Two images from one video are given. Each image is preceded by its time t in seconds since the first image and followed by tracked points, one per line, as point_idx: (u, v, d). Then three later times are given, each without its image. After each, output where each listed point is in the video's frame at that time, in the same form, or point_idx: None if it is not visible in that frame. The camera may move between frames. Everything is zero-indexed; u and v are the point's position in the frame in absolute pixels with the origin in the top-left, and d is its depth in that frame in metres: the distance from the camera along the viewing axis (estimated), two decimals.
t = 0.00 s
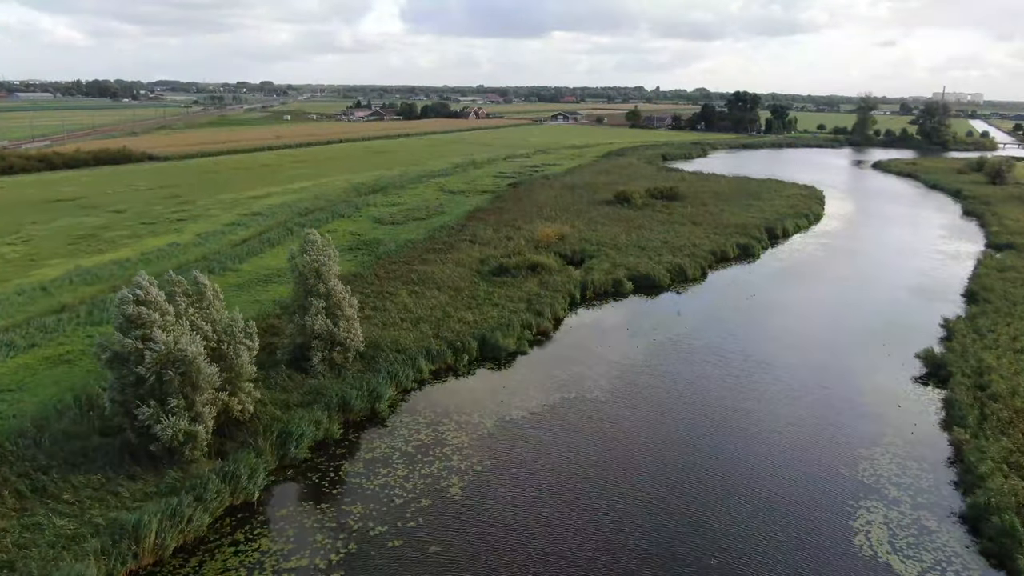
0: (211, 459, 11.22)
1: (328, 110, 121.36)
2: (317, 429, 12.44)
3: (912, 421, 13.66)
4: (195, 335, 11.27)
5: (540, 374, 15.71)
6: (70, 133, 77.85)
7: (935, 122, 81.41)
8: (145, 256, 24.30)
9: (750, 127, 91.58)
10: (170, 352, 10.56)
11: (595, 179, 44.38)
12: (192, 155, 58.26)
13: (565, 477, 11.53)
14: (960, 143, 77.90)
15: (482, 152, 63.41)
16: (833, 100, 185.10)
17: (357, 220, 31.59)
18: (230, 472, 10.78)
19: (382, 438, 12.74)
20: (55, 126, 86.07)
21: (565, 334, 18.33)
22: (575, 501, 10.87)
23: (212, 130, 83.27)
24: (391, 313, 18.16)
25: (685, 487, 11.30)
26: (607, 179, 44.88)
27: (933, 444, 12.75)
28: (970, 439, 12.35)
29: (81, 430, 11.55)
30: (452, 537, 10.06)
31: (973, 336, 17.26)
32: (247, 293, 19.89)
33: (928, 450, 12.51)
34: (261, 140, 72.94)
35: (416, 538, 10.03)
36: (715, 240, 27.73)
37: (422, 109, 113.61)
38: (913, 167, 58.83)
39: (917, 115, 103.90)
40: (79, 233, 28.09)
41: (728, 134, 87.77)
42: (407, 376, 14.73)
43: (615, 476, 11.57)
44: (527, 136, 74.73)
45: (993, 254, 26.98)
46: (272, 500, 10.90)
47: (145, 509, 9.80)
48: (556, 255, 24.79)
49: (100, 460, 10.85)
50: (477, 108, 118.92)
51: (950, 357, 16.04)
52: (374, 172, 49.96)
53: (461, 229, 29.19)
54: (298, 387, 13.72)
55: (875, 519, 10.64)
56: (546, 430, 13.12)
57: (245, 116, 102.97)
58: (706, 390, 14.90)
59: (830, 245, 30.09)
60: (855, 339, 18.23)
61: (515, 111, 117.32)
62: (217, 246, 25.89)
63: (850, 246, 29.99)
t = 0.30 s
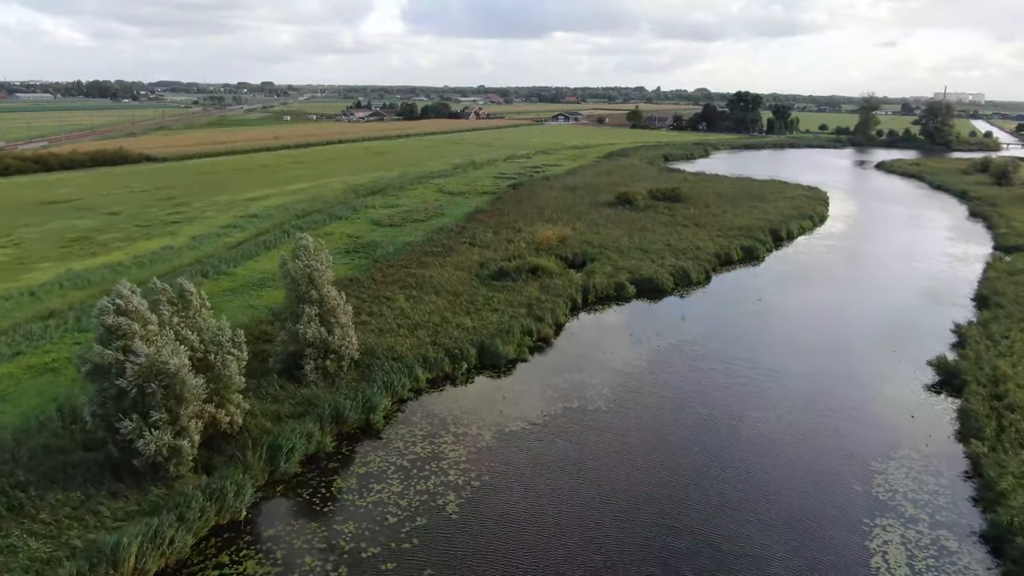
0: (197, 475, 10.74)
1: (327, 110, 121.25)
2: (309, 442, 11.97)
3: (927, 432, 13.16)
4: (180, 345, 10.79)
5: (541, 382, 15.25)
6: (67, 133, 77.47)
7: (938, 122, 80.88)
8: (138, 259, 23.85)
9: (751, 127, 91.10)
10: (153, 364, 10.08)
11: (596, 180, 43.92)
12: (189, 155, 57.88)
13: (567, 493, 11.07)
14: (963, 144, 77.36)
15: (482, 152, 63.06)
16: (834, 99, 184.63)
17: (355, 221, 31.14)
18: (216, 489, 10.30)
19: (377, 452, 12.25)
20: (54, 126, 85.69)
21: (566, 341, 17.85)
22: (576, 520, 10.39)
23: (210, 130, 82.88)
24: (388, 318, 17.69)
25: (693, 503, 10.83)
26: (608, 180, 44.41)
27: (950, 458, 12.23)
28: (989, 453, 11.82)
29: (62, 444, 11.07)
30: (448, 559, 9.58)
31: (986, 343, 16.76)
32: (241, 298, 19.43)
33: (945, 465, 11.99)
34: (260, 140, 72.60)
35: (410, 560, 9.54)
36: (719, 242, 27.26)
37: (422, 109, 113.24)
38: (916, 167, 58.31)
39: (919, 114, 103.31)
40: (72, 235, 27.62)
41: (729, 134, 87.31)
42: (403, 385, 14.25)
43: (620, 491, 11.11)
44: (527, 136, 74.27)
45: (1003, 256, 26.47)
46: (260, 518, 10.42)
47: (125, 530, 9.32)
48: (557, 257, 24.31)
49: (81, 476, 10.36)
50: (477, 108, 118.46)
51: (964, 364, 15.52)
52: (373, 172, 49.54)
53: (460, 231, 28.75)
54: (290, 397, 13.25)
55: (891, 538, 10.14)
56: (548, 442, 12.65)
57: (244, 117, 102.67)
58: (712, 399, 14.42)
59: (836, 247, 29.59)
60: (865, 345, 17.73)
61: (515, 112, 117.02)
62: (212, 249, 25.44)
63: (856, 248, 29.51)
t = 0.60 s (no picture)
0: (179, 494, 10.24)
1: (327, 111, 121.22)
2: (297, 458, 11.44)
3: (943, 446, 12.63)
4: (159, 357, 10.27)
5: (539, 391, 14.73)
6: (64, 134, 77.17)
7: (940, 122, 80.35)
8: (129, 263, 23.33)
9: (752, 127, 90.64)
10: (131, 379, 9.57)
11: (597, 181, 43.51)
12: (186, 156, 57.40)
13: (567, 512, 10.53)
14: (965, 145, 76.84)
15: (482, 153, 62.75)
16: (834, 99, 184.26)
17: (352, 224, 30.66)
18: (198, 510, 9.76)
19: (369, 468, 11.72)
20: (51, 127, 85.29)
21: (566, 348, 17.32)
22: (577, 543, 9.85)
23: (208, 131, 82.42)
24: (382, 325, 17.18)
25: (700, 525, 10.28)
26: (609, 181, 43.96)
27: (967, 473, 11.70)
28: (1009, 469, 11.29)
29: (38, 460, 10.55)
30: None
31: (999, 350, 16.20)
32: (232, 305, 18.92)
33: (963, 481, 11.46)
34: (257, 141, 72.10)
35: None
36: (722, 245, 26.79)
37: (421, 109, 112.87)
38: (919, 168, 57.74)
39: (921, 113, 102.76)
40: (62, 238, 27.09)
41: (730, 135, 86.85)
42: (397, 397, 13.71)
43: (622, 511, 10.57)
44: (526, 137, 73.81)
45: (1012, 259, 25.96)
46: (244, 541, 9.91)
47: (99, 556, 8.80)
48: (556, 261, 23.81)
49: (55, 496, 9.84)
50: (476, 108, 118.01)
51: (977, 373, 14.99)
52: (371, 173, 49.06)
53: (459, 233, 28.27)
54: (279, 409, 12.73)
55: (910, 562, 9.61)
56: (548, 457, 12.12)
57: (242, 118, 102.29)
58: (717, 409, 13.88)
59: (840, 249, 29.08)
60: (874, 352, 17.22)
61: (515, 112, 116.90)
62: (205, 253, 24.95)
63: (861, 251, 29.04)
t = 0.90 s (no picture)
0: (157, 518, 9.66)
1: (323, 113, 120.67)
2: (282, 477, 10.88)
3: (959, 461, 12.09)
4: (133, 373, 9.69)
5: (536, 402, 14.21)
6: (57, 135, 76.44)
7: (940, 123, 79.94)
8: (115, 268, 22.73)
9: (750, 128, 90.27)
10: (101, 398, 9.01)
11: (595, 183, 42.99)
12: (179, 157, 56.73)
13: (565, 535, 10.00)
14: (964, 146, 76.42)
15: (479, 154, 62.24)
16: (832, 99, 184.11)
17: (346, 227, 30.08)
18: (174, 536, 9.19)
19: (358, 487, 11.16)
20: (44, 128, 84.62)
21: (564, 357, 16.77)
22: (577, 569, 9.33)
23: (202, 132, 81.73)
24: (374, 333, 16.63)
25: (707, 549, 9.76)
26: (606, 182, 43.44)
27: (986, 491, 11.17)
28: None
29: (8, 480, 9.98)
30: None
31: (1011, 358, 15.68)
32: (220, 312, 18.37)
33: (981, 500, 10.93)
34: (251, 142, 71.38)
35: None
36: (724, 248, 26.31)
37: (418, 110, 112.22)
38: (919, 169, 57.24)
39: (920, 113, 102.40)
40: (48, 242, 26.49)
41: (727, 135, 86.44)
42: (389, 409, 13.17)
43: (625, 533, 10.05)
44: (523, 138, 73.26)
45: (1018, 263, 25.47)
46: (224, 569, 9.34)
47: None
48: (554, 265, 23.27)
49: (24, 521, 9.29)
50: (473, 109, 117.43)
51: (990, 382, 14.46)
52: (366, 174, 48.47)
53: (456, 236, 27.75)
54: (265, 424, 12.18)
55: None
56: (545, 473, 11.59)
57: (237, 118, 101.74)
58: (721, 420, 13.38)
59: (843, 252, 28.57)
60: (883, 359, 16.66)
61: (512, 113, 116.47)
62: (195, 257, 24.34)
63: (863, 254, 28.55)
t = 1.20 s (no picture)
0: (130, 546, 9.06)
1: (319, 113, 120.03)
2: (264, 499, 10.30)
3: (976, 479, 11.55)
4: (103, 392, 9.10)
5: (534, 416, 13.65)
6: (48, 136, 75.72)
7: (939, 123, 79.60)
8: (101, 273, 22.13)
9: (749, 129, 89.90)
10: (67, 421, 8.42)
11: (593, 184, 42.48)
12: (171, 159, 56.08)
13: (564, 562, 9.45)
14: (964, 146, 76.02)
15: (476, 155, 61.75)
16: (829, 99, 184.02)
17: (339, 230, 29.51)
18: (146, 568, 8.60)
19: (345, 510, 10.58)
20: (37, 129, 83.79)
21: (562, 367, 16.19)
22: None
23: (196, 133, 81.02)
24: (366, 343, 16.04)
25: None
26: (604, 184, 42.93)
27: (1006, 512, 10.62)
28: None
29: None
30: None
31: None
32: (206, 320, 17.79)
33: (1002, 522, 10.38)
34: (246, 143, 70.72)
35: None
36: (724, 252, 25.77)
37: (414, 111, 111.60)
38: (919, 170, 56.75)
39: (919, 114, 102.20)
40: (33, 247, 25.82)
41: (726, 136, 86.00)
42: (379, 425, 12.58)
43: (626, 559, 9.52)
44: (520, 139, 72.75)
45: None
46: None
47: None
48: (550, 270, 22.70)
49: None
50: (470, 109, 116.84)
51: (1005, 394, 13.93)
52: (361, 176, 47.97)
53: (451, 239, 27.18)
54: (248, 442, 11.60)
55: None
56: (543, 493, 11.04)
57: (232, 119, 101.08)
58: (726, 435, 12.84)
59: (846, 256, 28.08)
60: (892, 368, 16.13)
61: (509, 114, 115.94)
62: (182, 262, 23.73)
63: (865, 257, 28.07)
